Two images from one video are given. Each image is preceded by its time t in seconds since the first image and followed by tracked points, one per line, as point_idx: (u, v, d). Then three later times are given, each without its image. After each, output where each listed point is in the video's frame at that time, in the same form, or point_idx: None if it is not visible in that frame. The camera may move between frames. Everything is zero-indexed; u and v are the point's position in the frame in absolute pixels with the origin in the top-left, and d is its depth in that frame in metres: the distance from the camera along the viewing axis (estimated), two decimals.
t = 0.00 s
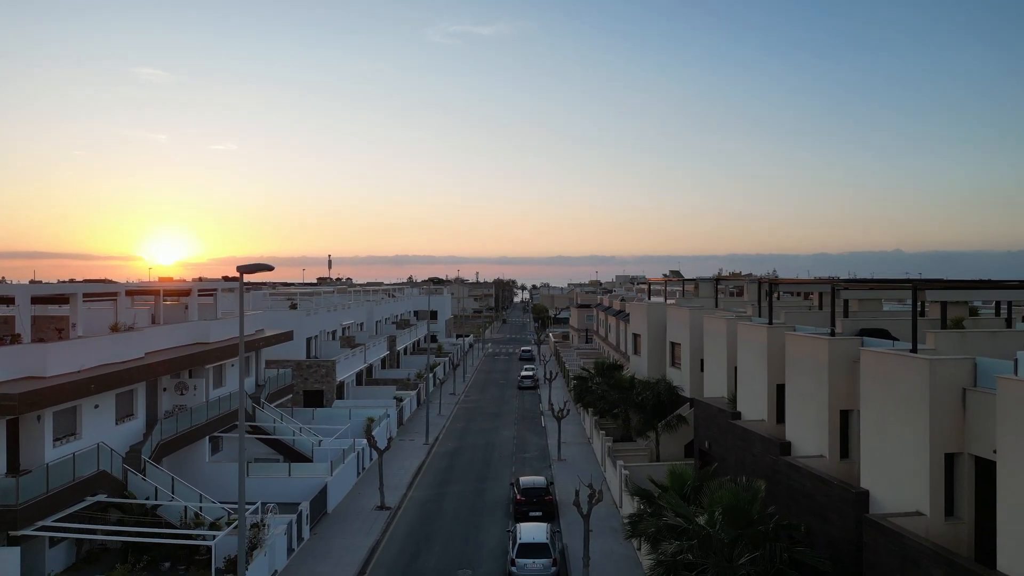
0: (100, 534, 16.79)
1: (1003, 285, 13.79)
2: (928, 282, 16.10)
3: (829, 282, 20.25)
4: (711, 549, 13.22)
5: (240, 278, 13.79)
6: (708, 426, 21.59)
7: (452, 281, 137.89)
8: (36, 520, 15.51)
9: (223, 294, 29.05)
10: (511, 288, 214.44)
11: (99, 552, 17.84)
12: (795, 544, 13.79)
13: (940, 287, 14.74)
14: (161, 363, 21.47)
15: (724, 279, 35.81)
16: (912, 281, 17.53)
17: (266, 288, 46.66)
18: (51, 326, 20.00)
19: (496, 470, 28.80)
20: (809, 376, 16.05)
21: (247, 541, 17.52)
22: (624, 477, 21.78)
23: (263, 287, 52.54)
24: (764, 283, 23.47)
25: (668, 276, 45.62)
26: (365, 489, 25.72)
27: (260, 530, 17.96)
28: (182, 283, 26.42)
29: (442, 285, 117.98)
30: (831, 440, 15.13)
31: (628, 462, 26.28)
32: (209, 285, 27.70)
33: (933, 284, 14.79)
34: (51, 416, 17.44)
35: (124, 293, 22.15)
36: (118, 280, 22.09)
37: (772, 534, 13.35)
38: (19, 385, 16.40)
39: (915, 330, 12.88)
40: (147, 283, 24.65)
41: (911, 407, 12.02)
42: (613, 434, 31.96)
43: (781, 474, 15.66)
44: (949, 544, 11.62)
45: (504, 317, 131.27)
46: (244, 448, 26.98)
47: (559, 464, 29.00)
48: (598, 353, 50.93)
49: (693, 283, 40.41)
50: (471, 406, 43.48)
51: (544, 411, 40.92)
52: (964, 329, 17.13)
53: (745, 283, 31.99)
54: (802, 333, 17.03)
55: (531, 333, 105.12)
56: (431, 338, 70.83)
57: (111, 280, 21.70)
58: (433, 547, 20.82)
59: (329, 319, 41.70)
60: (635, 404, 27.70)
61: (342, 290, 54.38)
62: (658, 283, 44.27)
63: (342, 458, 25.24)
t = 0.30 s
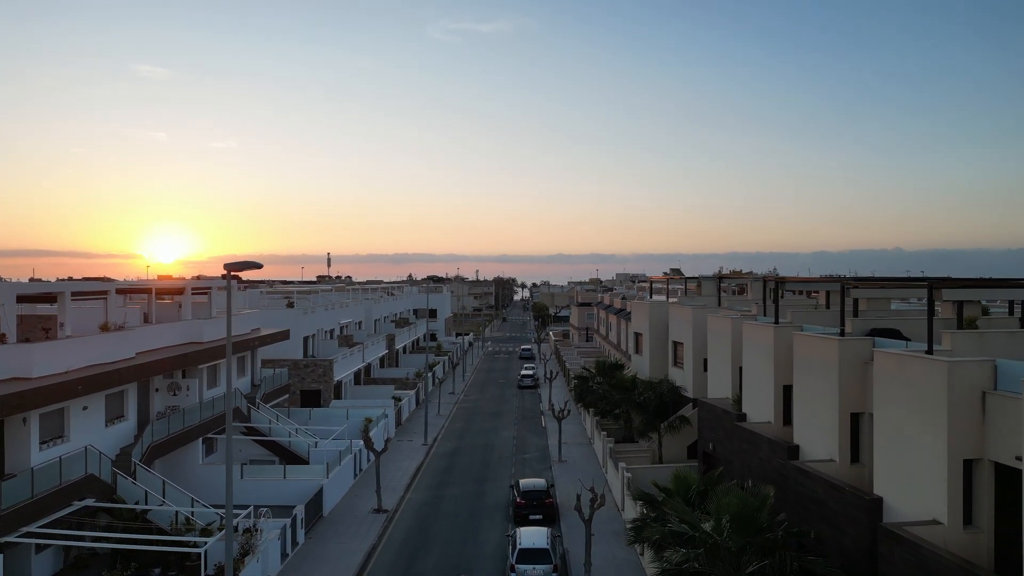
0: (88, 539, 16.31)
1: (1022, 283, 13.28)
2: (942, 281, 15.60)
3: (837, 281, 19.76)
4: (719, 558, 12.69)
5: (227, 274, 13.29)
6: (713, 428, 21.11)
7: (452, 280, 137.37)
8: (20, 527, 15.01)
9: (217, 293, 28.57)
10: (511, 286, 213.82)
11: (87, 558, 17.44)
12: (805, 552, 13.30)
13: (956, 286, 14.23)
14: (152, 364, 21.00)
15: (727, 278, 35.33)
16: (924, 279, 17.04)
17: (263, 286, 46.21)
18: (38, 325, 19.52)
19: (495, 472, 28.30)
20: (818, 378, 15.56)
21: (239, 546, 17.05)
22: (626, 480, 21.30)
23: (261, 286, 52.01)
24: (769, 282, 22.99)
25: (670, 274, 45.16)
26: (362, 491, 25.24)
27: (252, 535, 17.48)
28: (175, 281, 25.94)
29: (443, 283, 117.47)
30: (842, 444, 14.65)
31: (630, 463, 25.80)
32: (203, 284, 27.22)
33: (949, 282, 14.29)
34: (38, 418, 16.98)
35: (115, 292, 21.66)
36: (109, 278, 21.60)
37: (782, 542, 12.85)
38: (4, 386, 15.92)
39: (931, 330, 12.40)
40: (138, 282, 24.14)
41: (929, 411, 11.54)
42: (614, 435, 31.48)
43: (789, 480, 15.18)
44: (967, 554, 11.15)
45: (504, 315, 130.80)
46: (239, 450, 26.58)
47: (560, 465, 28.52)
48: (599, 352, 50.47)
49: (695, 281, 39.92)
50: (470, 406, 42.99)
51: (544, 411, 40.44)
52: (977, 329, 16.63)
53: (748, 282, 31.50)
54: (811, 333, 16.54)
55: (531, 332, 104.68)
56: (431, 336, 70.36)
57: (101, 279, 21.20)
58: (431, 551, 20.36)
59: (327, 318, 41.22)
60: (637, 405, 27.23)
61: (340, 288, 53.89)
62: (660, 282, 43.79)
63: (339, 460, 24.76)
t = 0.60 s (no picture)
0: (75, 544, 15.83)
1: None
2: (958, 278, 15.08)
3: (845, 279, 19.25)
4: (727, 569, 12.15)
5: (212, 270, 12.74)
6: (717, 428, 20.64)
7: (452, 277, 136.94)
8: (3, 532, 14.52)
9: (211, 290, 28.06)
10: (511, 283, 213.57)
11: (75, 563, 16.54)
12: (815, 561, 12.78)
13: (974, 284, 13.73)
14: (143, 363, 20.52)
15: (730, 275, 34.84)
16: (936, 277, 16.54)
17: (260, 283, 45.70)
18: (25, 323, 19.01)
19: (494, 472, 27.82)
20: (827, 379, 15.09)
21: (230, 552, 16.53)
22: (628, 482, 20.84)
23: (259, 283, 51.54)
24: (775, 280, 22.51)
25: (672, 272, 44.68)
26: (359, 493, 24.78)
27: (245, 540, 16.98)
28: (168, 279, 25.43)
29: (442, 280, 117.00)
30: (852, 448, 14.18)
31: (632, 464, 25.33)
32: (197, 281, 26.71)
33: (966, 280, 13.80)
34: (23, 420, 16.48)
35: (105, 289, 21.16)
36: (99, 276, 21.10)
37: (792, 550, 12.33)
38: None
39: (948, 330, 11.91)
40: (130, 279, 23.64)
41: (947, 415, 11.05)
42: (616, 434, 31.03)
43: (798, 483, 14.69)
44: (987, 565, 10.68)
45: (504, 312, 130.39)
46: (235, 449, 26.19)
47: (560, 466, 28.08)
48: (600, 350, 50.01)
49: (697, 279, 39.41)
50: (470, 404, 42.57)
51: (544, 410, 40.01)
52: (991, 328, 16.13)
53: (752, 279, 30.99)
54: (819, 332, 16.06)
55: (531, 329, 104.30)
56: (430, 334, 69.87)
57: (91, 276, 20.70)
58: (429, 555, 19.89)
59: (325, 315, 40.76)
60: (639, 404, 26.76)
61: (338, 286, 53.36)
62: (662, 279, 43.31)
63: (336, 461, 24.30)
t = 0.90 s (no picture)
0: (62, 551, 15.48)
1: None
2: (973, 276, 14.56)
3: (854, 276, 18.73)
4: None
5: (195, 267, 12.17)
6: (721, 429, 20.14)
7: (451, 274, 136.38)
8: None
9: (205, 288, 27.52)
10: (511, 280, 213.05)
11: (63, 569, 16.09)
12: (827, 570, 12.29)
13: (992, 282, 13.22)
14: (133, 362, 20.01)
15: (733, 272, 34.33)
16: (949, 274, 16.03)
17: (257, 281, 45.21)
18: (11, 321, 18.49)
19: (494, 473, 27.31)
20: (837, 380, 14.59)
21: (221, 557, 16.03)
22: (630, 484, 20.36)
23: (256, 280, 51.00)
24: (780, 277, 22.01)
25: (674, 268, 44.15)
26: (355, 494, 24.31)
27: (237, 544, 16.48)
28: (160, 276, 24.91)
29: (442, 277, 116.43)
30: (864, 451, 13.69)
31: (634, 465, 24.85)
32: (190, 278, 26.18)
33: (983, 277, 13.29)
34: (7, 421, 15.98)
35: (94, 286, 20.65)
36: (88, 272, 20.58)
37: (804, 560, 11.83)
38: None
39: (967, 329, 11.41)
40: (121, 276, 23.11)
41: (967, 418, 10.55)
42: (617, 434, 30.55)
43: (807, 489, 14.21)
44: None
45: (504, 310, 129.87)
46: (229, 449, 25.72)
47: (561, 466, 27.59)
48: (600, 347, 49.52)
49: (699, 276, 38.89)
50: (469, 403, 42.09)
51: (544, 408, 39.53)
52: (1008, 327, 15.61)
53: (755, 276, 30.49)
54: (829, 331, 15.54)
55: (531, 326, 103.78)
56: (430, 331, 69.33)
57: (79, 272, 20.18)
58: (427, 559, 19.42)
59: (322, 312, 40.25)
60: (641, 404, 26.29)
61: (336, 283, 52.89)
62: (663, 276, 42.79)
63: (332, 462, 23.82)
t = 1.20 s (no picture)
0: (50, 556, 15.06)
1: None
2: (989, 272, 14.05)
3: (863, 273, 18.23)
4: None
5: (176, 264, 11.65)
6: (726, 430, 19.65)
7: (451, 271, 136.07)
8: None
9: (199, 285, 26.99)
10: (511, 277, 212.75)
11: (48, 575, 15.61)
12: None
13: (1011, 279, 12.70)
14: (123, 361, 19.51)
15: (736, 269, 33.83)
16: (964, 271, 15.52)
17: (254, 277, 44.70)
18: None
19: (494, 473, 26.86)
20: (848, 380, 14.07)
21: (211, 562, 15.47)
22: (633, 486, 19.90)
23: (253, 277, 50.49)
24: (786, 274, 21.51)
25: (675, 265, 43.64)
26: (352, 495, 23.82)
27: (228, 548, 15.93)
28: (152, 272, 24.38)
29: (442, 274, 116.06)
30: (876, 455, 13.20)
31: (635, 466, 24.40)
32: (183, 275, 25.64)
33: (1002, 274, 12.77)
34: None
35: (83, 283, 20.14)
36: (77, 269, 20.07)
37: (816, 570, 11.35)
38: None
39: (988, 329, 10.89)
40: (112, 273, 22.59)
41: (990, 422, 10.05)
42: (618, 433, 30.07)
43: (818, 494, 13.73)
44: None
45: (504, 307, 129.49)
46: (224, 449, 25.26)
47: (561, 467, 27.11)
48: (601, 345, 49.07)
49: (702, 273, 38.38)
50: (468, 400, 41.64)
51: (544, 407, 39.07)
52: None
53: (759, 273, 29.97)
54: (839, 330, 15.03)
55: (531, 323, 103.38)
56: (429, 328, 68.82)
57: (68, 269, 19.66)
58: (424, 562, 18.94)
59: (320, 309, 39.77)
60: (643, 403, 25.80)
61: (335, 280, 52.36)
62: (665, 273, 42.32)
63: (328, 462, 23.33)
